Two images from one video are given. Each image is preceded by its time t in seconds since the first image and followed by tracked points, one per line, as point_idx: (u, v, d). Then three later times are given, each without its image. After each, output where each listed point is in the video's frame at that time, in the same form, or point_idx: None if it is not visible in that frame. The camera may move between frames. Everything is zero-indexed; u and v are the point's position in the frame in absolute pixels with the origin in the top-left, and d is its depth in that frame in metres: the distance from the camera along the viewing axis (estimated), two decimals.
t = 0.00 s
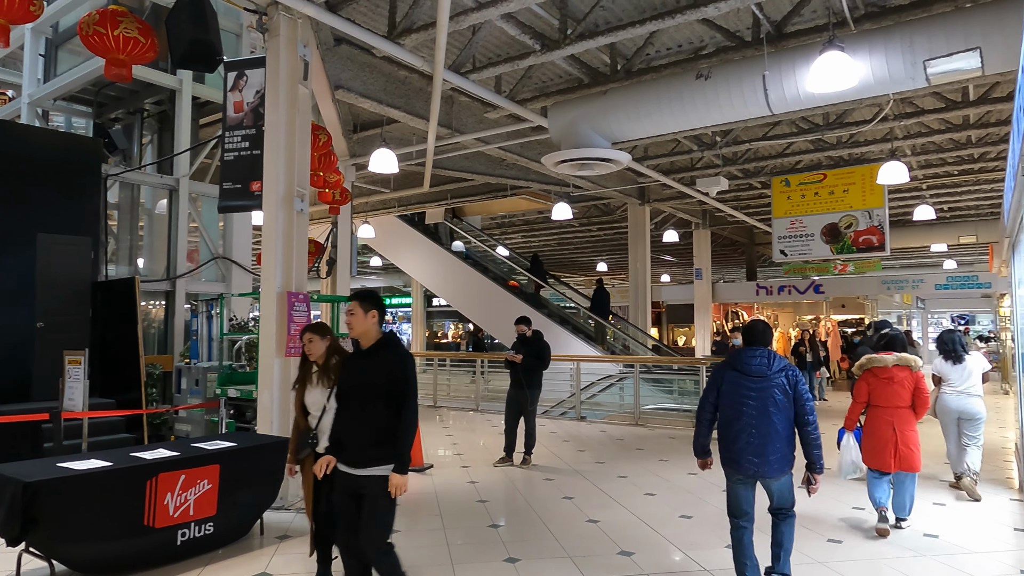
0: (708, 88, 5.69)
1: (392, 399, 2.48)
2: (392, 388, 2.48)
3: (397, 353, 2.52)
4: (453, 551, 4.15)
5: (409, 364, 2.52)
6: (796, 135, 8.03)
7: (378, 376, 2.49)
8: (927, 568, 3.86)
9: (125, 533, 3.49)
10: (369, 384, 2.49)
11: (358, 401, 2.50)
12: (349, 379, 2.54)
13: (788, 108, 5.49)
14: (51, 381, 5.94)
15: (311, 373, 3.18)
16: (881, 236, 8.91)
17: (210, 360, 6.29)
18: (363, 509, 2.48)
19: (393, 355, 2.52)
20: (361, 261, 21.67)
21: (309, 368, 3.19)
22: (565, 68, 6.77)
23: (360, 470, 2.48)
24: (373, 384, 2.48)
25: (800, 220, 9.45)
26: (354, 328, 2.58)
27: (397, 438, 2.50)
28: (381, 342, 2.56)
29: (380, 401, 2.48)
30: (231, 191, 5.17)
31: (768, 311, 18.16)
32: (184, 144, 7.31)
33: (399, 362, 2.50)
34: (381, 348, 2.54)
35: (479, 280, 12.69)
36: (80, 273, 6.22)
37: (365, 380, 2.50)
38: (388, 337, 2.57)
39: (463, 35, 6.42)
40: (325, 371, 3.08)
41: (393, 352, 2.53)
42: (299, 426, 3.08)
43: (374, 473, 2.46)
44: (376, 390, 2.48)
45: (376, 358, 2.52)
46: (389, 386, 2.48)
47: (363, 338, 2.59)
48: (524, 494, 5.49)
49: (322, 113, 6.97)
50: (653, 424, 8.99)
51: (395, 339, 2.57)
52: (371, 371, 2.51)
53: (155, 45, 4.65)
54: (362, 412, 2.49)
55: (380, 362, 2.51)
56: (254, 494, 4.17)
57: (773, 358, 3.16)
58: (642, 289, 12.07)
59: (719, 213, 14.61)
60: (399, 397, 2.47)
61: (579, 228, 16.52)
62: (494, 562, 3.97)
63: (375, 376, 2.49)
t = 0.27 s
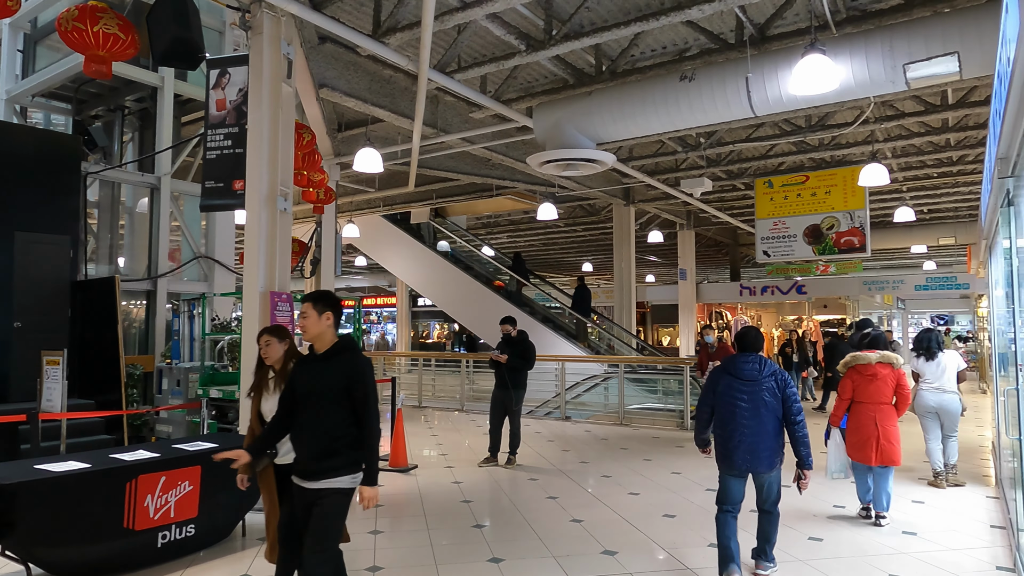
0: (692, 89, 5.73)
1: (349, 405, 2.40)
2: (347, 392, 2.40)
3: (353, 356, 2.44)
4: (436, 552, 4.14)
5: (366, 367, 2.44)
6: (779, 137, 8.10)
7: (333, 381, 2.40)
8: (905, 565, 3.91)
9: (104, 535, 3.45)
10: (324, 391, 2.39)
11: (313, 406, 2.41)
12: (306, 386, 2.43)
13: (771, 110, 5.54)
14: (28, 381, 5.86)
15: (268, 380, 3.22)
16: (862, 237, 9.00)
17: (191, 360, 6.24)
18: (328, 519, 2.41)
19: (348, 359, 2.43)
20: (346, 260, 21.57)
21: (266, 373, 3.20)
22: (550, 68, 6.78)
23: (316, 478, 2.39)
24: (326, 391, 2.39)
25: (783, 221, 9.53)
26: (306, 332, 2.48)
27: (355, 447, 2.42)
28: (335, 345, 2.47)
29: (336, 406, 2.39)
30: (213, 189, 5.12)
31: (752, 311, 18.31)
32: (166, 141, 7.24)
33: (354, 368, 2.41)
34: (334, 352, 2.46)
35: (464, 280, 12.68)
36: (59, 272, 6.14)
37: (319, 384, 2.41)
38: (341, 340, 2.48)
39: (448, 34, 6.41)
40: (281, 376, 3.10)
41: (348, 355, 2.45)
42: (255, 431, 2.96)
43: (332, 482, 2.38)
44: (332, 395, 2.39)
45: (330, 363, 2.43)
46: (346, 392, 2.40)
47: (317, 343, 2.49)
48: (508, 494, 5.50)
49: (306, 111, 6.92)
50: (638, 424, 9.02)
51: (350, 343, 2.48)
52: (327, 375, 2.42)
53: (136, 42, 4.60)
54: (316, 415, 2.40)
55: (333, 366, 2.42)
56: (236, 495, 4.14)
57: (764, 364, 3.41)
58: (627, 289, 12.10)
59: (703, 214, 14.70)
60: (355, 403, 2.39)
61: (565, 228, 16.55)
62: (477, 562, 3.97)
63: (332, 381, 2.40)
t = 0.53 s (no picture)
0: (678, 90, 5.76)
1: (294, 411, 2.08)
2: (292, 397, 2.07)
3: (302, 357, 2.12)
4: (422, 552, 4.13)
5: (317, 369, 2.11)
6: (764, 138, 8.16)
7: (278, 385, 2.08)
8: (887, 563, 3.95)
9: (84, 538, 3.41)
10: (267, 393, 2.09)
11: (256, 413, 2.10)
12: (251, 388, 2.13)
13: (756, 112, 5.57)
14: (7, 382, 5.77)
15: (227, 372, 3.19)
16: (845, 238, 9.10)
17: (174, 360, 6.17)
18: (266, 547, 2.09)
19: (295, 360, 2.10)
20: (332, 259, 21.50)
21: (225, 369, 3.14)
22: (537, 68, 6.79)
23: (258, 492, 2.09)
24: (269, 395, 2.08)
25: (767, 222, 9.61)
26: (256, 330, 2.18)
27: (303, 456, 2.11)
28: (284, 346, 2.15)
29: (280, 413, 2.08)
30: (196, 188, 5.07)
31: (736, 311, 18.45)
32: (149, 139, 7.17)
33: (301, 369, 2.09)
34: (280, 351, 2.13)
35: (450, 280, 12.65)
36: (38, 271, 6.05)
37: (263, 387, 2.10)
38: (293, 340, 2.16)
39: (435, 33, 6.40)
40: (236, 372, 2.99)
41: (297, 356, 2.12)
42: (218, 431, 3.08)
43: (276, 494, 2.07)
44: (275, 400, 2.08)
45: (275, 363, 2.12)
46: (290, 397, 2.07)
47: (270, 341, 2.17)
48: (494, 494, 5.48)
49: (291, 110, 6.88)
50: (624, 424, 9.06)
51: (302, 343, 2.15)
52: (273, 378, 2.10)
53: (118, 38, 4.54)
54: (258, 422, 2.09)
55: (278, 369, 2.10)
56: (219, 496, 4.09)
57: (755, 356, 3.84)
58: (613, 289, 12.13)
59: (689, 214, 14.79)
60: (301, 410, 2.07)
61: (551, 228, 16.57)
62: (463, 562, 3.96)
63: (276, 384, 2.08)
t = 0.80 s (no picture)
0: (665, 90, 5.77)
1: (234, 414, 1.98)
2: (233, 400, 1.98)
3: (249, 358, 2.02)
4: (408, 552, 4.11)
5: (263, 371, 2.01)
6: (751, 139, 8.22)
7: (220, 387, 1.99)
8: (870, 560, 3.99)
9: (65, 540, 3.36)
10: (208, 394, 2.00)
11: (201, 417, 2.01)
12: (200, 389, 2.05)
13: (742, 113, 5.61)
14: None
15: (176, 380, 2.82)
16: (829, 238, 9.17)
17: (158, 360, 6.11)
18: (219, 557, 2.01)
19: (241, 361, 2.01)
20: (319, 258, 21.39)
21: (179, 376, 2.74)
22: (524, 68, 6.79)
23: (201, 499, 2.00)
24: (211, 397, 2.00)
25: (753, 222, 9.66)
26: (206, 328, 2.09)
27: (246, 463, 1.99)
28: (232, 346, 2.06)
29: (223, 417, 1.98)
30: (180, 186, 5.02)
31: (723, 311, 18.60)
32: (132, 136, 7.11)
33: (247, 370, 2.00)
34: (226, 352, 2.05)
35: (438, 279, 12.63)
36: (19, 269, 5.96)
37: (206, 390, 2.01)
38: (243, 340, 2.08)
39: (422, 32, 6.38)
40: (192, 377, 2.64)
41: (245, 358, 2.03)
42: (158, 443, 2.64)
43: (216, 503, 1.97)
44: (216, 403, 1.99)
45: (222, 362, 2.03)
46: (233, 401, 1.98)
47: (221, 340, 2.09)
48: (481, 494, 5.48)
49: (277, 107, 6.83)
50: (610, 423, 9.09)
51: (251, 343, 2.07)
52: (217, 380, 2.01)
53: (101, 34, 4.49)
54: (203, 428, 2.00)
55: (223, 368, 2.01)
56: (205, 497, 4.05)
57: (741, 357, 4.00)
58: (601, 289, 12.16)
59: (675, 214, 14.85)
60: (240, 414, 1.96)
61: (539, 227, 16.58)
62: (450, 562, 3.96)
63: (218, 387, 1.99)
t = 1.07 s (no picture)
0: (647, 91, 5.81)
1: (163, 423, 1.87)
2: (162, 407, 1.87)
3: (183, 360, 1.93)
4: (390, 552, 4.09)
5: (196, 375, 1.90)
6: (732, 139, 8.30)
7: (148, 395, 1.87)
8: (846, 556, 4.05)
9: (37, 544, 3.29)
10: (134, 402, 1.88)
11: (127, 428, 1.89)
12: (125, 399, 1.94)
13: (723, 113, 5.66)
14: None
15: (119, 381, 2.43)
16: (808, 239, 9.26)
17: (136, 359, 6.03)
18: None
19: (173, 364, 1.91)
20: (300, 257, 21.22)
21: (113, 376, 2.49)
22: (507, 67, 6.79)
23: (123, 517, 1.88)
24: (138, 406, 1.88)
25: (734, 222, 9.75)
26: (133, 334, 1.98)
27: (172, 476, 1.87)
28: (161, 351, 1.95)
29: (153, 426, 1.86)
30: (158, 183, 4.95)
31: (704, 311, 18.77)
32: (109, 133, 7.02)
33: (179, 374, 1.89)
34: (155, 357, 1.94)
35: (420, 278, 12.59)
36: None
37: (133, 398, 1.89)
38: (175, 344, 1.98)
39: (405, 30, 6.36)
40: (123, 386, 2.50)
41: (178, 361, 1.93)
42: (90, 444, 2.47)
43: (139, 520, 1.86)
44: (142, 412, 1.87)
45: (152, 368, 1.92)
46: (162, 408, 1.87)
47: (149, 346, 1.99)
48: (462, 493, 5.47)
49: (258, 104, 6.77)
50: (592, 421, 9.13)
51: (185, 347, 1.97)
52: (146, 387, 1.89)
53: (76, 28, 4.41)
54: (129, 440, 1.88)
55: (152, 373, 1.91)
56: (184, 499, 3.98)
57: (723, 353, 4.33)
58: (583, 289, 12.19)
59: (657, 214, 14.95)
60: (168, 423, 1.85)
61: (521, 226, 16.60)
62: (431, 561, 3.95)
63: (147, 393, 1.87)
